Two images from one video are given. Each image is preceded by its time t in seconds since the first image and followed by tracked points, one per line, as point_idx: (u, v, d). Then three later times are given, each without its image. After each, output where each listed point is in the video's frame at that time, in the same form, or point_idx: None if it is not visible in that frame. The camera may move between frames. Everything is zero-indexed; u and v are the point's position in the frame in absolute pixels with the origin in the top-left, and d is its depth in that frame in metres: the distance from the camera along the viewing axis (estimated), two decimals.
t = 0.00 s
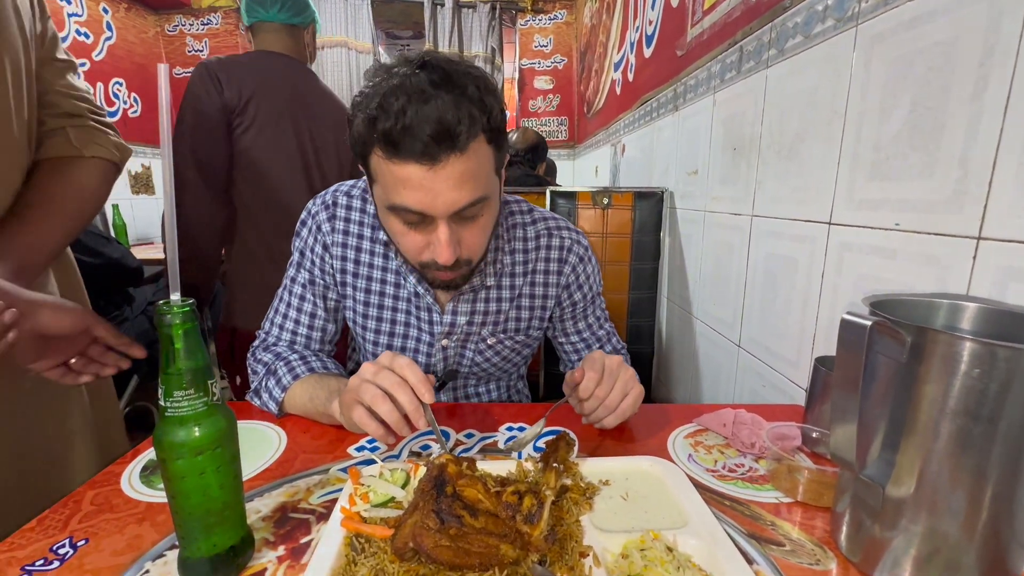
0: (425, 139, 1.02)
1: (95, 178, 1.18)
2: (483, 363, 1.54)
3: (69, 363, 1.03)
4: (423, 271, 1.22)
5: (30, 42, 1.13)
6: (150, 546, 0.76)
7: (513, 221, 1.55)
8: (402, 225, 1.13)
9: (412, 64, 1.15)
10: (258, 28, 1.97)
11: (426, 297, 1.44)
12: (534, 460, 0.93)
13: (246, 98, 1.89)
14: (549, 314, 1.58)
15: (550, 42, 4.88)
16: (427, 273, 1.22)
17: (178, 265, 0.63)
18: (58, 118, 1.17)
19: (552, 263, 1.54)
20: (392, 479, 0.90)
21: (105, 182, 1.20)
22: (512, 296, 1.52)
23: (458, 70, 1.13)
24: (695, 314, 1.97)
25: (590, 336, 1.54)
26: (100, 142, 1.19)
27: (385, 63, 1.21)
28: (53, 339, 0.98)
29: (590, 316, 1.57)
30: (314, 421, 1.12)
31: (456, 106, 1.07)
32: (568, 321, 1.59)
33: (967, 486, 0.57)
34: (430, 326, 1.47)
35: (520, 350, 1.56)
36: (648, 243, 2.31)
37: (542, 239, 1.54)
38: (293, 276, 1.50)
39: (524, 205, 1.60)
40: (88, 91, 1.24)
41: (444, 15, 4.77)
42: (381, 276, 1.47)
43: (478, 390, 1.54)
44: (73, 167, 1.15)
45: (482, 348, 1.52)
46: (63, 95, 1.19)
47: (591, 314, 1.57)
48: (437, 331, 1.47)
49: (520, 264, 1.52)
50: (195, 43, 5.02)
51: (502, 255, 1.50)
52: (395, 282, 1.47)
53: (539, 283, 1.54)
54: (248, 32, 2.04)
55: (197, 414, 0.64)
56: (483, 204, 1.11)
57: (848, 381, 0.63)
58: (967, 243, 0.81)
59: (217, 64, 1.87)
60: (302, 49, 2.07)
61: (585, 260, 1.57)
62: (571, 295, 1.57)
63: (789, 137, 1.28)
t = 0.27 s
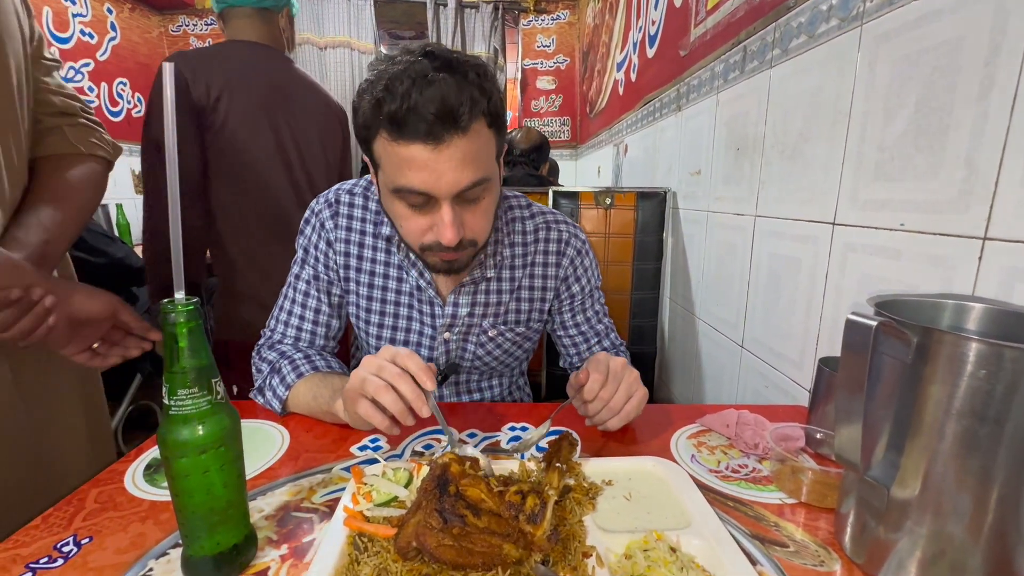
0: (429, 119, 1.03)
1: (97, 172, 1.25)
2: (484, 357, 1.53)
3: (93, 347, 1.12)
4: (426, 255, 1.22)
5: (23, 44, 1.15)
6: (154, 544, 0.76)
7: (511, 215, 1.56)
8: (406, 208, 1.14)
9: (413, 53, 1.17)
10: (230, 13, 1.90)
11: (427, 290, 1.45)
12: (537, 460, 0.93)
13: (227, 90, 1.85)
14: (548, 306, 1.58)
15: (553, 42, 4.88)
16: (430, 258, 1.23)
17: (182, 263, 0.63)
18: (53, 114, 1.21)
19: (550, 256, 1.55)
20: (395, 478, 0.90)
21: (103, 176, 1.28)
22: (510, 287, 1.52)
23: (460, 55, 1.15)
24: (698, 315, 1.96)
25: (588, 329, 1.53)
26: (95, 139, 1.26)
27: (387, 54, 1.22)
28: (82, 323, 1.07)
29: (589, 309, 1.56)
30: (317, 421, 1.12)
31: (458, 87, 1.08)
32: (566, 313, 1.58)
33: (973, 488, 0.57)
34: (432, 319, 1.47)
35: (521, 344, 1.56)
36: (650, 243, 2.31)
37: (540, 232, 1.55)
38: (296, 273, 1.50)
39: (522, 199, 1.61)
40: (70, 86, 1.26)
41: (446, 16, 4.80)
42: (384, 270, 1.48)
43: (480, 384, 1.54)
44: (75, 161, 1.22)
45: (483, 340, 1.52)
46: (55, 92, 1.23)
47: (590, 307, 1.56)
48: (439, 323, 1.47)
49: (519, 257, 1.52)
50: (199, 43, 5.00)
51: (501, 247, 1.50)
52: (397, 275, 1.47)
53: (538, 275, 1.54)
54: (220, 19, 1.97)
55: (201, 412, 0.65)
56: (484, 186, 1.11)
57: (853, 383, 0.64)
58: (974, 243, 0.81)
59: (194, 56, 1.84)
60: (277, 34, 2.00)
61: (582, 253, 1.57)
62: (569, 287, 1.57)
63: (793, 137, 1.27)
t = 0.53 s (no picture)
0: (420, 115, 1.02)
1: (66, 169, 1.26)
2: (484, 356, 1.53)
3: (69, 357, 1.14)
4: (426, 255, 1.22)
5: None
6: (154, 545, 0.76)
7: (509, 214, 1.56)
8: (402, 206, 1.13)
9: (407, 52, 1.17)
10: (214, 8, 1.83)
11: (426, 289, 1.45)
12: (538, 462, 0.93)
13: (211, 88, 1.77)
14: (547, 306, 1.58)
15: (554, 43, 4.88)
16: (431, 258, 1.22)
17: (184, 264, 0.63)
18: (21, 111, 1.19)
19: (548, 255, 1.55)
20: (396, 479, 0.89)
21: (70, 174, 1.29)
22: (508, 286, 1.52)
23: (451, 53, 1.15)
24: (699, 316, 1.96)
25: (587, 329, 1.52)
26: (65, 139, 1.26)
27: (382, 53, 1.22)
28: (59, 331, 1.07)
29: (587, 308, 1.55)
30: (318, 421, 1.12)
31: (448, 84, 1.08)
32: (565, 312, 1.57)
33: (976, 491, 0.57)
34: (431, 318, 1.48)
35: (521, 343, 1.56)
36: (651, 244, 2.30)
37: (538, 232, 1.55)
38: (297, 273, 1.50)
39: (520, 199, 1.61)
40: (36, 81, 1.24)
41: (447, 18, 4.73)
42: (384, 270, 1.48)
43: (479, 382, 1.54)
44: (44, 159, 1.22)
45: (482, 339, 1.52)
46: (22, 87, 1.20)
47: (589, 306, 1.55)
48: (438, 321, 1.47)
49: (518, 256, 1.52)
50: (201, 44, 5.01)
51: (500, 246, 1.50)
52: (397, 275, 1.47)
53: (536, 273, 1.55)
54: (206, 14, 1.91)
55: (202, 413, 0.65)
56: (478, 182, 1.11)
57: (855, 385, 0.64)
58: (976, 245, 0.81)
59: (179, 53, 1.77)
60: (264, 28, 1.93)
61: (581, 252, 1.58)
62: (568, 286, 1.57)
63: (794, 138, 1.27)
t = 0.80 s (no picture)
0: (409, 124, 1.02)
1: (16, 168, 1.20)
2: (483, 358, 1.53)
3: (23, 380, 1.32)
4: (415, 258, 1.22)
5: None
6: (157, 546, 0.76)
7: (508, 217, 1.56)
8: (394, 211, 1.14)
9: (399, 58, 1.17)
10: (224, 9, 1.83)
11: (425, 291, 1.45)
12: (539, 464, 0.93)
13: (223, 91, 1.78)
14: (546, 308, 1.58)
15: (556, 45, 4.88)
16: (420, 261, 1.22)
17: (188, 265, 0.63)
18: None
19: (548, 258, 1.55)
20: (397, 481, 0.90)
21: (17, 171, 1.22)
22: (507, 288, 1.51)
23: (443, 58, 1.14)
24: (701, 318, 1.96)
25: (587, 332, 1.51)
26: (14, 135, 1.19)
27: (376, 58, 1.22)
28: (12, 355, 1.25)
29: (587, 310, 1.54)
30: (319, 422, 1.12)
31: (438, 90, 1.07)
32: (565, 315, 1.57)
33: (978, 495, 0.56)
34: (430, 319, 1.48)
35: (520, 345, 1.56)
36: (652, 246, 2.30)
37: (538, 234, 1.55)
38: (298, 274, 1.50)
39: (520, 201, 1.61)
40: None
41: (450, 18, 4.78)
42: (384, 271, 1.48)
43: (479, 384, 1.55)
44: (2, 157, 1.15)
45: (481, 342, 1.52)
46: None
47: (589, 309, 1.54)
48: (437, 324, 1.47)
49: (517, 258, 1.52)
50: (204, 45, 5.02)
51: (498, 249, 1.50)
52: (396, 276, 1.47)
53: (536, 276, 1.54)
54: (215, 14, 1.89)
55: (205, 414, 0.65)
56: (471, 188, 1.11)
57: (858, 389, 0.62)
58: (979, 248, 0.81)
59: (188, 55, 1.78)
60: (274, 32, 1.93)
61: (581, 254, 1.57)
62: (568, 289, 1.56)
63: (796, 140, 1.27)
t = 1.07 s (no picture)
0: (413, 125, 1.02)
1: None
2: (482, 359, 1.53)
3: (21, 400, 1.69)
4: (419, 259, 1.23)
5: None
6: (158, 547, 0.76)
7: (508, 219, 1.56)
8: (398, 214, 1.14)
9: (400, 60, 1.17)
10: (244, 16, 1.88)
11: (424, 292, 1.45)
12: (541, 466, 0.93)
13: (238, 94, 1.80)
14: (546, 311, 1.57)
15: (557, 46, 4.89)
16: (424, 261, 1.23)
17: (190, 266, 0.63)
18: None
19: (548, 260, 1.54)
20: (398, 482, 0.90)
21: None
22: (506, 291, 1.51)
23: (444, 60, 1.14)
24: (702, 319, 1.96)
25: (588, 334, 1.51)
26: None
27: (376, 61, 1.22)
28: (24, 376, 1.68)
29: (587, 314, 1.54)
30: (321, 422, 1.12)
31: (441, 91, 1.07)
32: (565, 318, 1.56)
33: (982, 499, 0.56)
34: (429, 321, 1.48)
35: (519, 348, 1.56)
36: (654, 247, 2.30)
37: (538, 236, 1.54)
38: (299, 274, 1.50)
39: (520, 203, 1.61)
40: None
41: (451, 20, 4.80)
42: (383, 272, 1.48)
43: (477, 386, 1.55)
44: None
45: (480, 344, 1.52)
46: None
47: (589, 311, 1.54)
48: (435, 325, 1.47)
49: (517, 260, 1.52)
50: (206, 46, 5.03)
51: (497, 250, 1.49)
52: (396, 277, 1.47)
53: (536, 279, 1.54)
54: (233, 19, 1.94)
55: (207, 415, 0.65)
56: (475, 190, 1.11)
57: (860, 392, 0.63)
58: (982, 251, 0.81)
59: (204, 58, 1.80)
60: (290, 41, 1.99)
61: (581, 257, 1.57)
62: (568, 292, 1.56)
63: (798, 142, 1.27)
